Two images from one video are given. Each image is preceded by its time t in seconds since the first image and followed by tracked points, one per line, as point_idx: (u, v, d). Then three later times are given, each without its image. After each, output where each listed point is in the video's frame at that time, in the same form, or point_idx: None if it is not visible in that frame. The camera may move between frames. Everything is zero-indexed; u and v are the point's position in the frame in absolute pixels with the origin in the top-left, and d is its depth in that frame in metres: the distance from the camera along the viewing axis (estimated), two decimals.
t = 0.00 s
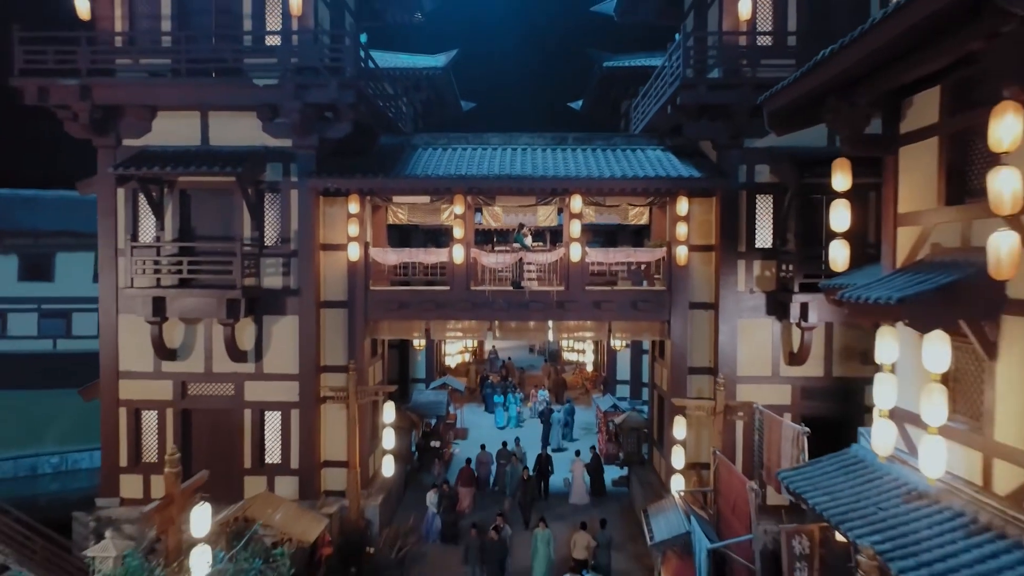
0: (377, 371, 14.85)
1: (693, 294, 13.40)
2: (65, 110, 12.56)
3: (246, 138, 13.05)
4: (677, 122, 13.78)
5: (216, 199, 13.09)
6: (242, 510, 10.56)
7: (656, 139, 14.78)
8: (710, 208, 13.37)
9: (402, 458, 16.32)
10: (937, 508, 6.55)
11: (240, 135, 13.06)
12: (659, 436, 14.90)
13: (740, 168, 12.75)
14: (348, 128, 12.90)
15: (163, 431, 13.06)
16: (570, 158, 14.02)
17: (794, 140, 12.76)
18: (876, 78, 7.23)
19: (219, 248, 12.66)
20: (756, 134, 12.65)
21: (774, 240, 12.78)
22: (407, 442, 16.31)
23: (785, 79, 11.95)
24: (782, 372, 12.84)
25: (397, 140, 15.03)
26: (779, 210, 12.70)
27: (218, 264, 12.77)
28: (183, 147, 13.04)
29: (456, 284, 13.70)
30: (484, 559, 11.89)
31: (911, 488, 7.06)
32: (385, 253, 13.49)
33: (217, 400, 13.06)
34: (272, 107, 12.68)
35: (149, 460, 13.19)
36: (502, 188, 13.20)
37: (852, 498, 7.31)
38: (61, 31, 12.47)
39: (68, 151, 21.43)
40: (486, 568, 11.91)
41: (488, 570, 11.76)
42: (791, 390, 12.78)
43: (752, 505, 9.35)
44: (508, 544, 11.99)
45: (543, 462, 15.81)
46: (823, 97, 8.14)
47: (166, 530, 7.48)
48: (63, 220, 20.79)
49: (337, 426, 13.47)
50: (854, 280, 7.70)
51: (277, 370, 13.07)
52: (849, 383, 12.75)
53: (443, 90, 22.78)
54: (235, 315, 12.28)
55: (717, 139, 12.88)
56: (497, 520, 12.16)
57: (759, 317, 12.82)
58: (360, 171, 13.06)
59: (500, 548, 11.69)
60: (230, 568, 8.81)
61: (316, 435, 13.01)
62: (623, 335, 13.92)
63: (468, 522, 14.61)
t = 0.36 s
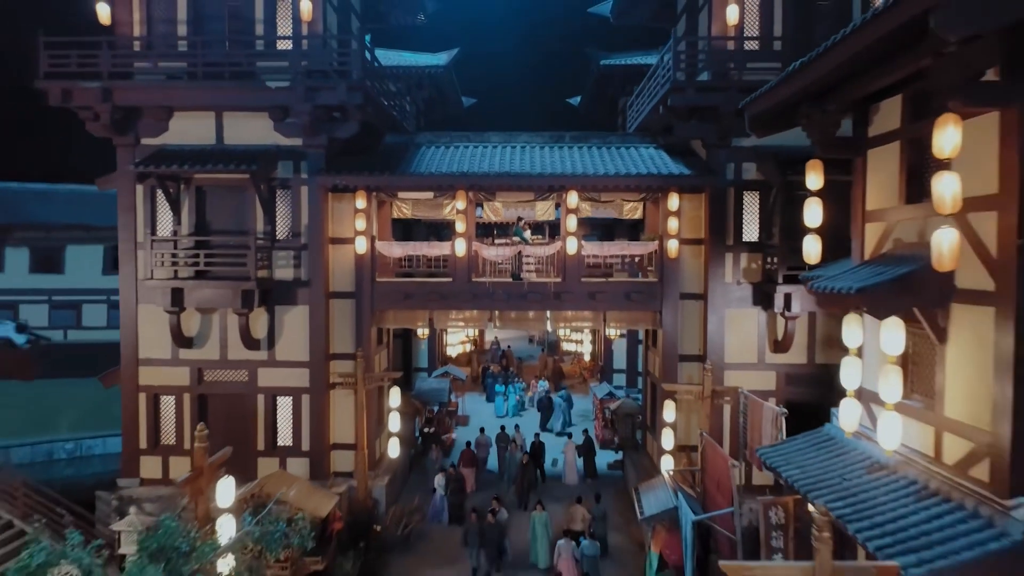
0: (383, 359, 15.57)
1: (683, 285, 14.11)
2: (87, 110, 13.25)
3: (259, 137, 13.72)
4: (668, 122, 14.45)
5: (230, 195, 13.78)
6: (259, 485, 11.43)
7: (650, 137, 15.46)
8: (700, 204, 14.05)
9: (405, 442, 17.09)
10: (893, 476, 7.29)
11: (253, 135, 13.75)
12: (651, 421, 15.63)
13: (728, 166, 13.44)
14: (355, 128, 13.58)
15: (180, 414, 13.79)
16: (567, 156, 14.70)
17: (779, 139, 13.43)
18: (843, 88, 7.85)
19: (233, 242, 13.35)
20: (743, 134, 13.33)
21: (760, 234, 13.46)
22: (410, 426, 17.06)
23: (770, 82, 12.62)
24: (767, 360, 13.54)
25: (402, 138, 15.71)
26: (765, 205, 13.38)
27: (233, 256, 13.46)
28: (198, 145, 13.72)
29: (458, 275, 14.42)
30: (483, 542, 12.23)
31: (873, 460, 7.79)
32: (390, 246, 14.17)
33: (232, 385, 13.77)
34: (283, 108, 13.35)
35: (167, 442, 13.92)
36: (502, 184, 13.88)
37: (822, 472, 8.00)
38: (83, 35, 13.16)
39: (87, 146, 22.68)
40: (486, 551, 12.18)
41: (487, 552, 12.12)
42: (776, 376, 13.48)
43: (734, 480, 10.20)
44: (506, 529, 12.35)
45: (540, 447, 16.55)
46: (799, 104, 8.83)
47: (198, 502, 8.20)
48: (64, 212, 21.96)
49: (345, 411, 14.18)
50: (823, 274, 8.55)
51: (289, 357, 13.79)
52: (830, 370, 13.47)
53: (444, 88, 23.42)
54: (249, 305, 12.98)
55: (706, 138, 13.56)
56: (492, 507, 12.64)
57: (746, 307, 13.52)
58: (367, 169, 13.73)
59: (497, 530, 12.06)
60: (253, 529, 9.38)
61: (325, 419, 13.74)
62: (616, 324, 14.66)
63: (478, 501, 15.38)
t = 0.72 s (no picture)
0: (388, 345, 16.27)
1: (674, 275, 14.80)
2: (107, 108, 13.92)
3: (270, 133, 14.40)
4: (660, 119, 15.12)
5: (242, 189, 14.47)
6: (273, 463, 12.22)
7: (643, 133, 16.13)
8: (690, 197, 14.73)
9: (410, 424, 17.80)
10: (856, 446, 8.05)
11: (264, 131, 14.42)
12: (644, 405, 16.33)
13: (716, 161, 14.12)
14: (362, 125, 14.24)
15: (196, 397, 14.51)
16: (563, 151, 15.38)
17: (765, 136, 14.09)
18: (814, 93, 8.54)
19: (246, 234, 14.05)
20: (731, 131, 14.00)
21: (747, 225, 14.16)
22: (413, 410, 17.79)
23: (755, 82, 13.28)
24: (754, 345, 14.24)
25: (405, 134, 16.38)
26: (751, 199, 14.07)
27: (245, 248, 14.15)
28: (212, 141, 14.39)
29: (460, 265, 15.14)
30: (480, 521, 12.95)
31: (840, 434, 8.55)
32: (395, 238, 14.86)
33: (245, 370, 14.49)
34: (293, 105, 14.02)
35: (184, 424, 14.64)
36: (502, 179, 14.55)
37: (794, 446, 8.73)
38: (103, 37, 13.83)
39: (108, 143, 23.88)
40: (481, 530, 12.92)
41: (483, 530, 12.86)
42: (762, 361, 14.18)
43: (717, 456, 10.99)
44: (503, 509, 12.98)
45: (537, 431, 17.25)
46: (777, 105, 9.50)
47: (222, 471, 8.77)
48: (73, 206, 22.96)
49: (353, 395, 14.89)
50: (798, 263, 9.27)
51: (299, 343, 14.51)
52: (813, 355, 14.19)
53: (445, 83, 24.00)
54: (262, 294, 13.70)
55: (696, 135, 14.23)
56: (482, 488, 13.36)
57: (734, 296, 14.22)
58: (373, 164, 14.40)
59: (495, 510, 12.74)
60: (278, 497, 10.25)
61: (334, 402, 14.47)
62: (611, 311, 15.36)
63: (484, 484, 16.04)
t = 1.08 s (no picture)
0: (393, 332, 17.00)
1: (666, 264, 15.51)
2: (124, 105, 14.60)
3: (280, 129, 15.07)
4: (653, 115, 15.79)
5: (253, 182, 15.15)
6: (286, 441, 12.93)
7: (637, 128, 16.81)
8: (682, 190, 15.43)
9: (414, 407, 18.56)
10: (826, 421, 8.77)
11: (274, 127, 15.08)
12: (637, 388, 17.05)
13: (706, 156, 14.81)
14: (367, 120, 14.91)
15: (210, 381, 15.25)
16: (561, 146, 16.05)
17: (752, 132, 14.77)
18: (789, 96, 9.23)
19: (257, 225, 14.75)
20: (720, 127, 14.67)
21: (735, 217, 14.86)
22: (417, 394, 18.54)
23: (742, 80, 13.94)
24: (741, 331, 14.96)
25: (409, 129, 17.06)
26: (739, 191, 14.76)
27: (256, 238, 14.84)
28: (225, 136, 15.06)
29: (461, 255, 15.87)
30: (477, 503, 13.46)
31: (813, 411, 9.27)
32: (399, 229, 15.57)
33: (257, 355, 15.22)
34: (302, 102, 14.69)
35: (199, 406, 15.38)
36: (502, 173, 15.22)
37: (771, 422, 9.44)
38: (120, 37, 14.48)
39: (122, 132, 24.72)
40: (478, 511, 13.49)
41: (481, 512, 13.36)
42: (749, 346, 14.90)
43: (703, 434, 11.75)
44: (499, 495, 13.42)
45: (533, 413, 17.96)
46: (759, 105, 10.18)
47: (244, 445, 9.56)
48: (87, 196, 23.55)
49: (359, 379, 15.61)
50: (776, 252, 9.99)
51: (308, 329, 15.24)
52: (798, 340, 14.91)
53: (446, 77, 24.62)
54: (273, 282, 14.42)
55: (686, 130, 14.92)
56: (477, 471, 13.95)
57: (722, 284, 14.93)
58: (378, 159, 15.09)
59: (492, 495, 13.22)
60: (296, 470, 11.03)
61: (341, 385, 15.20)
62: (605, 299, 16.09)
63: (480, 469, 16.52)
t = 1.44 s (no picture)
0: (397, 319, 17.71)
1: (658, 254, 16.22)
2: (141, 101, 15.30)
3: (290, 124, 15.76)
4: (646, 111, 16.47)
5: (264, 176, 15.85)
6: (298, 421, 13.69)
7: (632, 123, 17.48)
8: (674, 183, 16.13)
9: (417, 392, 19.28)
10: (799, 399, 9.54)
11: (284, 123, 15.77)
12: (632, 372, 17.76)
13: (697, 150, 15.51)
14: (373, 116, 15.59)
15: (223, 365, 15.98)
16: (558, 141, 16.73)
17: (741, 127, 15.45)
18: (769, 98, 9.93)
19: (268, 217, 15.45)
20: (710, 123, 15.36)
21: (724, 209, 15.56)
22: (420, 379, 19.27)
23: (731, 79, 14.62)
24: (730, 318, 15.67)
25: (413, 124, 17.75)
26: (728, 184, 15.47)
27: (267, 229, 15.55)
28: (237, 132, 15.75)
29: (463, 245, 16.58)
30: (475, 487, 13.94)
31: (790, 390, 10.02)
32: (403, 220, 16.27)
33: (268, 341, 15.95)
34: (311, 99, 15.36)
35: (212, 389, 16.12)
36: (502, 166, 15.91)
37: (751, 400, 10.16)
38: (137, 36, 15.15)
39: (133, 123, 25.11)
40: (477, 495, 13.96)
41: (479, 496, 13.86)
42: (737, 332, 15.62)
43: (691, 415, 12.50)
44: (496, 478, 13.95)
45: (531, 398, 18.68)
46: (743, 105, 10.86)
47: (262, 423, 10.29)
48: (98, 187, 24.19)
49: (365, 364, 16.34)
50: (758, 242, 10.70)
51: (317, 316, 15.97)
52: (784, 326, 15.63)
53: (447, 71, 25.22)
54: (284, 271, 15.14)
55: (678, 126, 15.60)
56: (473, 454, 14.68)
57: (712, 273, 15.64)
58: (384, 153, 15.79)
59: (490, 478, 13.72)
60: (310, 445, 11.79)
61: (349, 370, 15.94)
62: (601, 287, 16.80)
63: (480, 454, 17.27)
